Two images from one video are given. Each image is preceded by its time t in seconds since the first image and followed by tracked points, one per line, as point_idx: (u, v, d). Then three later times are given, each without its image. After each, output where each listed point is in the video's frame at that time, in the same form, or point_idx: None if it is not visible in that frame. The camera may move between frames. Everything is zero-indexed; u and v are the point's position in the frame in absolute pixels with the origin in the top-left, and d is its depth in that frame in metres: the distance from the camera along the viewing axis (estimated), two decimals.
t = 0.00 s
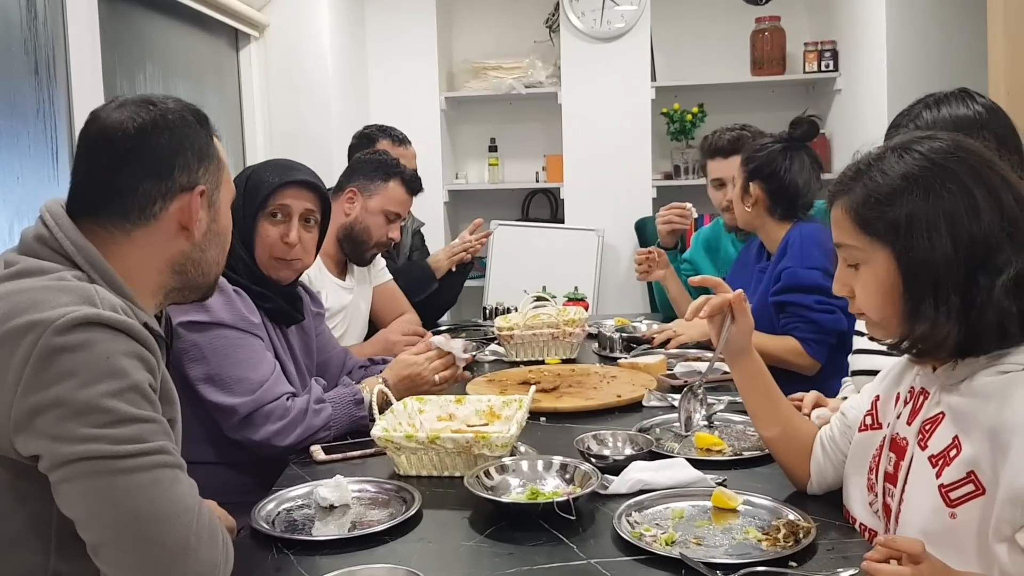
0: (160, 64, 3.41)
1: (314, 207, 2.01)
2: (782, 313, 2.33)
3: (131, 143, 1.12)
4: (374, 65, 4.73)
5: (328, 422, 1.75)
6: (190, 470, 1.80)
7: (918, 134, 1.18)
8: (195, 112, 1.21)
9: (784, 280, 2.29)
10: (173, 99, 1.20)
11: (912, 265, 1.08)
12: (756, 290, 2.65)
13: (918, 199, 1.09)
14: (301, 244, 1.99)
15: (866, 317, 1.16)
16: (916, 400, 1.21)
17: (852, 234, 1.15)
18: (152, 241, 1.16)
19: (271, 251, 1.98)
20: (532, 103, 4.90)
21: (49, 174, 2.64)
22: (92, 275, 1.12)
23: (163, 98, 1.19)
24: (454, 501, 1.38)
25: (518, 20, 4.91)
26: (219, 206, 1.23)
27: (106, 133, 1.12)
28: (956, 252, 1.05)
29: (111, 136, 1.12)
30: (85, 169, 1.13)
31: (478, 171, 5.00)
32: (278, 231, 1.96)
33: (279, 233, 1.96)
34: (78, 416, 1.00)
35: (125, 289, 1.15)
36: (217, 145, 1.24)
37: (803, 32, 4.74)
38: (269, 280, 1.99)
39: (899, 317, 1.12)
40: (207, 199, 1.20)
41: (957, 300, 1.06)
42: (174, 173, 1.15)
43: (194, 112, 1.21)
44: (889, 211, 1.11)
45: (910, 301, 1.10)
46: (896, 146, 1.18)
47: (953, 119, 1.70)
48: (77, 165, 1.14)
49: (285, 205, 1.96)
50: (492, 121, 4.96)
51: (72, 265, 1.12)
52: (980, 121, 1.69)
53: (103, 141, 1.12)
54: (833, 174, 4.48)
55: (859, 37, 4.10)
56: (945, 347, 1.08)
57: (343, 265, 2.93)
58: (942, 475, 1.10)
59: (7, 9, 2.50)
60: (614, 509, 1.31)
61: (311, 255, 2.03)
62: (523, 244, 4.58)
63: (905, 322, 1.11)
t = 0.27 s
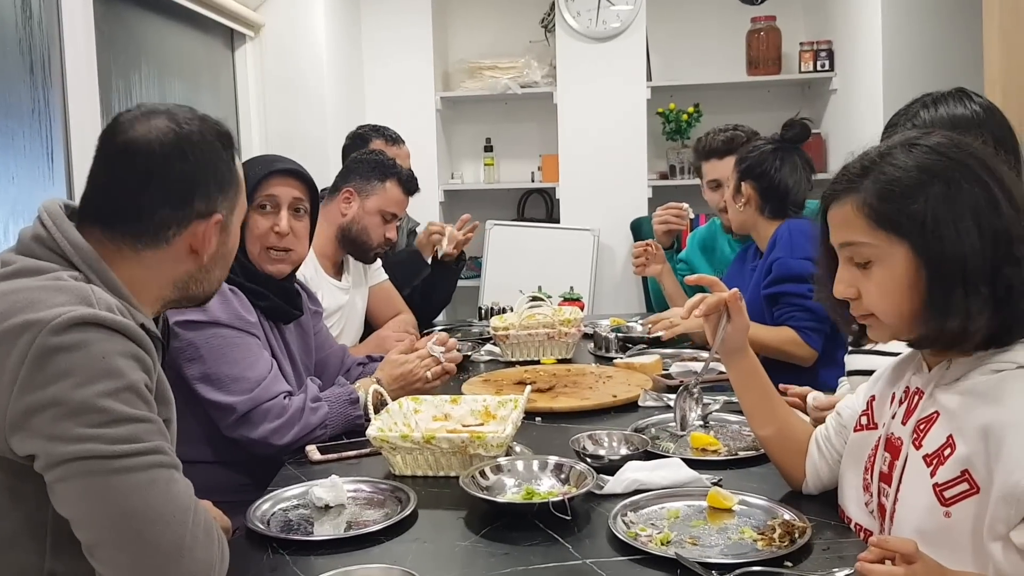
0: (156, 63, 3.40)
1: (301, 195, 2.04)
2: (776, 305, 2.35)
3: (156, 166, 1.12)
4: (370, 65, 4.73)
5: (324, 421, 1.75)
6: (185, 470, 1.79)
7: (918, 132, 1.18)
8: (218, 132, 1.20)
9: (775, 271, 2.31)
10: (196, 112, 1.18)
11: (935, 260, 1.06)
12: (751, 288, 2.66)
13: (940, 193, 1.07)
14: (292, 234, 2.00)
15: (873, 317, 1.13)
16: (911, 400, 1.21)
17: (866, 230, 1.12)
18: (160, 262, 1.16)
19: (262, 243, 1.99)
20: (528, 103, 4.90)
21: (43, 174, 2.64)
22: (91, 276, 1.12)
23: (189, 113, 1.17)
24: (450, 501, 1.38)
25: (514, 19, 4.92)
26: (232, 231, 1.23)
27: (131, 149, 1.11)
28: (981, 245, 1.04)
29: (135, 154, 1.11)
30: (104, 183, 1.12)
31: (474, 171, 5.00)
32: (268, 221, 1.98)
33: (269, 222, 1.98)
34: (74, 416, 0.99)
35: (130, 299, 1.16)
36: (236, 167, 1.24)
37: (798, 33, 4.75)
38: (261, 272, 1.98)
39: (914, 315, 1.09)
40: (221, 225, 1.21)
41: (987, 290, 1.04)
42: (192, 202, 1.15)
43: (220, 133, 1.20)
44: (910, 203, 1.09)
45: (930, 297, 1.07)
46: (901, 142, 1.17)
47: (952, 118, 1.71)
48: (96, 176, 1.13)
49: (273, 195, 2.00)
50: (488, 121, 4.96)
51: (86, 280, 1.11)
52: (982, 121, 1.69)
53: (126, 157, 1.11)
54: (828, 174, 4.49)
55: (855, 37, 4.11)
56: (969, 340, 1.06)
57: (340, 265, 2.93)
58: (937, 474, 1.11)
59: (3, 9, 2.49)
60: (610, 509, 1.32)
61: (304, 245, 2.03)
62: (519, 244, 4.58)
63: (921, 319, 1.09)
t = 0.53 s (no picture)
0: (151, 63, 3.39)
1: (302, 198, 2.03)
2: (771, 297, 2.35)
3: (163, 173, 1.12)
4: (366, 65, 4.72)
5: (321, 420, 1.75)
6: (181, 470, 1.79)
7: (920, 131, 1.18)
8: (224, 139, 1.20)
9: (768, 262, 2.30)
10: (202, 118, 1.19)
11: (951, 253, 1.05)
12: (746, 286, 2.65)
13: (954, 186, 1.07)
14: (292, 238, 1.99)
15: (883, 316, 1.11)
16: (909, 399, 1.21)
17: (877, 226, 1.11)
18: (160, 269, 1.16)
19: (262, 246, 1.97)
20: (525, 103, 4.90)
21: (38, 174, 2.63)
22: (87, 277, 1.12)
23: (198, 121, 1.18)
24: (446, 501, 1.38)
25: (511, 20, 4.92)
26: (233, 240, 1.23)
27: (138, 155, 1.11)
28: (995, 238, 1.04)
29: (142, 160, 1.11)
30: (108, 187, 1.11)
31: (470, 171, 5.00)
32: (269, 223, 1.97)
33: (270, 225, 1.97)
34: (69, 417, 0.99)
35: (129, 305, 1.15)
36: (241, 175, 1.24)
37: (794, 33, 4.76)
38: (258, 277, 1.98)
39: (927, 311, 1.08)
40: (223, 234, 1.21)
41: (1003, 281, 1.05)
42: (196, 212, 1.15)
43: (226, 142, 1.20)
44: (926, 196, 1.08)
45: (942, 291, 1.06)
46: (905, 140, 1.18)
47: (951, 117, 1.71)
48: (99, 180, 1.12)
49: (274, 197, 1.98)
50: (484, 121, 4.96)
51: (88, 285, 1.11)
52: (981, 120, 1.70)
53: (132, 163, 1.11)
54: (825, 174, 4.49)
55: (851, 37, 4.11)
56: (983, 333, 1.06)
57: (336, 265, 2.93)
58: (934, 474, 1.11)
59: None
60: (607, 509, 1.31)
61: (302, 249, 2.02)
62: (515, 244, 4.58)
63: (934, 314, 1.08)
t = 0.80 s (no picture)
0: (148, 64, 3.38)
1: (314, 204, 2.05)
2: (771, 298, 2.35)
3: (146, 156, 1.12)
4: (363, 65, 4.72)
5: (318, 421, 1.75)
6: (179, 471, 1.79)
7: (909, 134, 1.20)
8: (209, 127, 1.20)
9: (772, 263, 2.29)
10: (185, 107, 1.19)
11: (949, 251, 1.06)
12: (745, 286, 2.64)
13: (948, 184, 1.08)
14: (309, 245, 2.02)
15: (885, 317, 1.10)
16: (907, 399, 1.21)
17: (874, 227, 1.11)
18: (148, 255, 1.16)
19: (280, 252, 1.98)
20: (522, 103, 4.90)
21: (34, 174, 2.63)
22: (79, 276, 1.11)
23: (180, 108, 1.18)
24: (444, 502, 1.38)
25: (508, 19, 4.92)
26: (222, 225, 1.22)
27: (121, 141, 1.11)
28: (992, 234, 1.05)
29: (125, 145, 1.11)
30: (93, 174, 1.11)
31: (468, 171, 5.00)
32: (287, 229, 1.98)
33: (288, 231, 1.98)
34: (65, 419, 0.99)
35: (119, 296, 1.15)
36: (227, 162, 1.24)
37: (791, 33, 4.77)
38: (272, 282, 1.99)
39: (927, 310, 1.08)
40: (210, 218, 1.20)
41: (1003, 277, 1.05)
42: (180, 192, 1.14)
43: (210, 128, 1.20)
44: (921, 195, 1.09)
45: (944, 288, 1.06)
46: (896, 142, 1.19)
47: (948, 117, 1.71)
48: (85, 169, 1.12)
49: (292, 205, 1.99)
50: (481, 121, 4.96)
51: (76, 276, 1.11)
52: (975, 120, 1.70)
53: (116, 148, 1.11)
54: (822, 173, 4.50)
55: (848, 36, 4.12)
56: (986, 329, 1.05)
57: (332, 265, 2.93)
58: (932, 473, 1.11)
59: None
60: (604, 509, 1.32)
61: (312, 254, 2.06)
62: (513, 244, 4.58)
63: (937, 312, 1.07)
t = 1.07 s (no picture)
0: (148, 64, 3.38)
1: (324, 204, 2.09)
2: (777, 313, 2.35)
3: (110, 134, 1.13)
4: (363, 65, 4.72)
5: (318, 423, 1.75)
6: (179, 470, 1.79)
7: (900, 137, 1.20)
8: (186, 114, 1.21)
9: (779, 283, 2.28)
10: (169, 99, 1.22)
11: (951, 250, 1.05)
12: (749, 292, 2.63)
13: (946, 184, 1.08)
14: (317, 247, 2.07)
15: (889, 319, 1.09)
16: (907, 399, 1.21)
17: (875, 230, 1.11)
18: (122, 238, 1.15)
19: (299, 254, 2.00)
20: (522, 103, 4.90)
21: (34, 174, 2.63)
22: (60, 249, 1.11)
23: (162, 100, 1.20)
24: (443, 502, 1.37)
25: (508, 19, 4.92)
26: (197, 208, 1.20)
27: (89, 124, 1.14)
28: (993, 231, 1.05)
29: (93, 127, 1.13)
30: (69, 160, 1.14)
31: (468, 171, 5.00)
32: (308, 233, 2.01)
33: (309, 235, 2.01)
34: (66, 418, 0.99)
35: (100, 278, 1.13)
36: (210, 149, 1.24)
37: (792, 33, 4.77)
38: (286, 284, 2.00)
39: (931, 310, 1.07)
40: (181, 198, 1.18)
41: (1005, 274, 1.05)
42: (145, 169, 1.14)
43: (186, 115, 1.21)
44: (921, 196, 1.09)
45: (950, 286, 1.06)
46: (889, 145, 1.19)
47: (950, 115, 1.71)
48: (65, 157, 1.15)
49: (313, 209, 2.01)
50: (481, 121, 4.95)
51: (49, 259, 1.11)
52: (973, 119, 1.70)
53: (86, 132, 1.14)
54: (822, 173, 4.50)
55: (848, 36, 4.12)
56: (989, 324, 1.06)
57: (333, 265, 2.93)
58: (931, 473, 1.11)
59: None
60: (604, 509, 1.32)
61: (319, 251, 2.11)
62: (513, 244, 4.58)
63: (942, 312, 1.07)
